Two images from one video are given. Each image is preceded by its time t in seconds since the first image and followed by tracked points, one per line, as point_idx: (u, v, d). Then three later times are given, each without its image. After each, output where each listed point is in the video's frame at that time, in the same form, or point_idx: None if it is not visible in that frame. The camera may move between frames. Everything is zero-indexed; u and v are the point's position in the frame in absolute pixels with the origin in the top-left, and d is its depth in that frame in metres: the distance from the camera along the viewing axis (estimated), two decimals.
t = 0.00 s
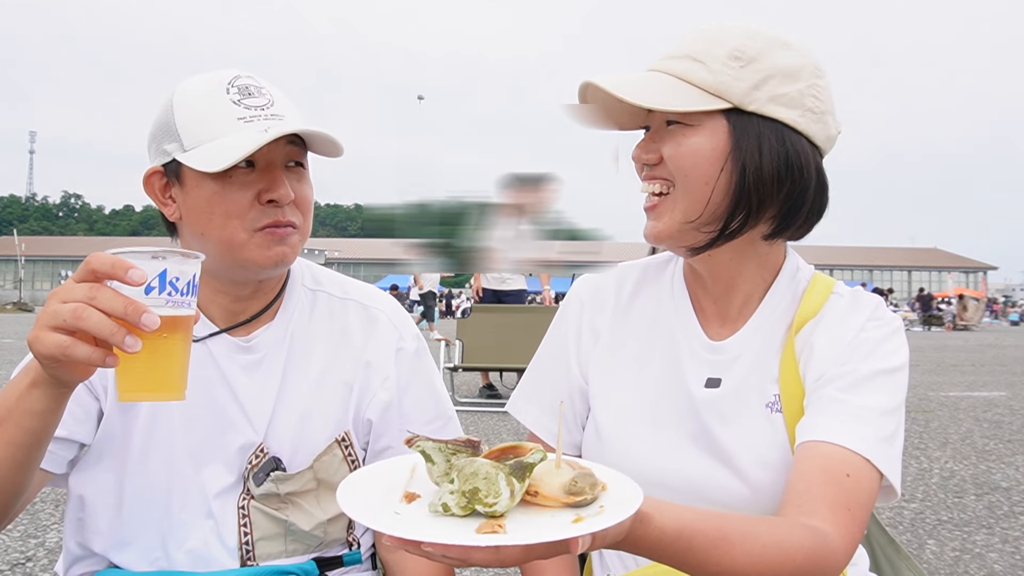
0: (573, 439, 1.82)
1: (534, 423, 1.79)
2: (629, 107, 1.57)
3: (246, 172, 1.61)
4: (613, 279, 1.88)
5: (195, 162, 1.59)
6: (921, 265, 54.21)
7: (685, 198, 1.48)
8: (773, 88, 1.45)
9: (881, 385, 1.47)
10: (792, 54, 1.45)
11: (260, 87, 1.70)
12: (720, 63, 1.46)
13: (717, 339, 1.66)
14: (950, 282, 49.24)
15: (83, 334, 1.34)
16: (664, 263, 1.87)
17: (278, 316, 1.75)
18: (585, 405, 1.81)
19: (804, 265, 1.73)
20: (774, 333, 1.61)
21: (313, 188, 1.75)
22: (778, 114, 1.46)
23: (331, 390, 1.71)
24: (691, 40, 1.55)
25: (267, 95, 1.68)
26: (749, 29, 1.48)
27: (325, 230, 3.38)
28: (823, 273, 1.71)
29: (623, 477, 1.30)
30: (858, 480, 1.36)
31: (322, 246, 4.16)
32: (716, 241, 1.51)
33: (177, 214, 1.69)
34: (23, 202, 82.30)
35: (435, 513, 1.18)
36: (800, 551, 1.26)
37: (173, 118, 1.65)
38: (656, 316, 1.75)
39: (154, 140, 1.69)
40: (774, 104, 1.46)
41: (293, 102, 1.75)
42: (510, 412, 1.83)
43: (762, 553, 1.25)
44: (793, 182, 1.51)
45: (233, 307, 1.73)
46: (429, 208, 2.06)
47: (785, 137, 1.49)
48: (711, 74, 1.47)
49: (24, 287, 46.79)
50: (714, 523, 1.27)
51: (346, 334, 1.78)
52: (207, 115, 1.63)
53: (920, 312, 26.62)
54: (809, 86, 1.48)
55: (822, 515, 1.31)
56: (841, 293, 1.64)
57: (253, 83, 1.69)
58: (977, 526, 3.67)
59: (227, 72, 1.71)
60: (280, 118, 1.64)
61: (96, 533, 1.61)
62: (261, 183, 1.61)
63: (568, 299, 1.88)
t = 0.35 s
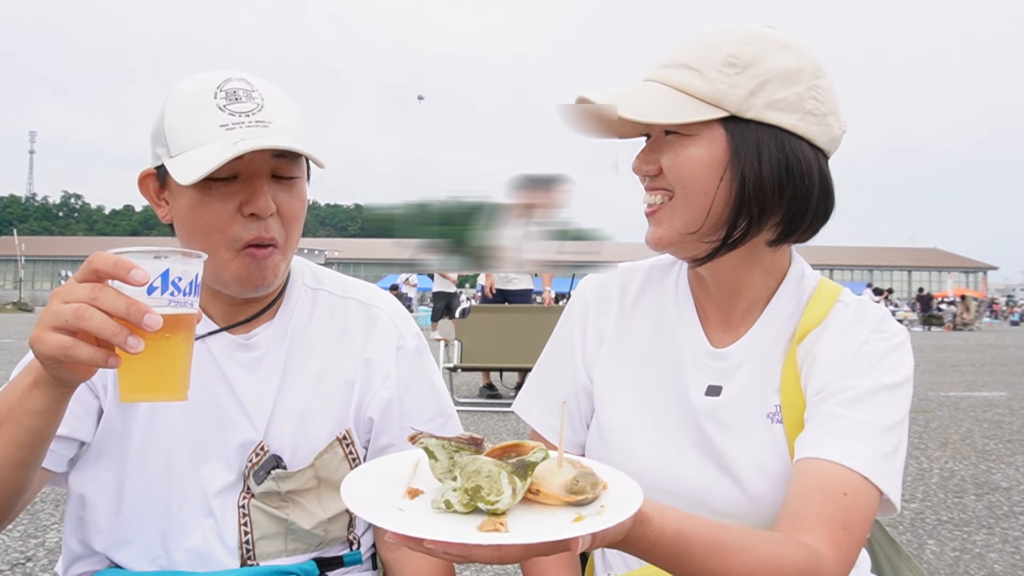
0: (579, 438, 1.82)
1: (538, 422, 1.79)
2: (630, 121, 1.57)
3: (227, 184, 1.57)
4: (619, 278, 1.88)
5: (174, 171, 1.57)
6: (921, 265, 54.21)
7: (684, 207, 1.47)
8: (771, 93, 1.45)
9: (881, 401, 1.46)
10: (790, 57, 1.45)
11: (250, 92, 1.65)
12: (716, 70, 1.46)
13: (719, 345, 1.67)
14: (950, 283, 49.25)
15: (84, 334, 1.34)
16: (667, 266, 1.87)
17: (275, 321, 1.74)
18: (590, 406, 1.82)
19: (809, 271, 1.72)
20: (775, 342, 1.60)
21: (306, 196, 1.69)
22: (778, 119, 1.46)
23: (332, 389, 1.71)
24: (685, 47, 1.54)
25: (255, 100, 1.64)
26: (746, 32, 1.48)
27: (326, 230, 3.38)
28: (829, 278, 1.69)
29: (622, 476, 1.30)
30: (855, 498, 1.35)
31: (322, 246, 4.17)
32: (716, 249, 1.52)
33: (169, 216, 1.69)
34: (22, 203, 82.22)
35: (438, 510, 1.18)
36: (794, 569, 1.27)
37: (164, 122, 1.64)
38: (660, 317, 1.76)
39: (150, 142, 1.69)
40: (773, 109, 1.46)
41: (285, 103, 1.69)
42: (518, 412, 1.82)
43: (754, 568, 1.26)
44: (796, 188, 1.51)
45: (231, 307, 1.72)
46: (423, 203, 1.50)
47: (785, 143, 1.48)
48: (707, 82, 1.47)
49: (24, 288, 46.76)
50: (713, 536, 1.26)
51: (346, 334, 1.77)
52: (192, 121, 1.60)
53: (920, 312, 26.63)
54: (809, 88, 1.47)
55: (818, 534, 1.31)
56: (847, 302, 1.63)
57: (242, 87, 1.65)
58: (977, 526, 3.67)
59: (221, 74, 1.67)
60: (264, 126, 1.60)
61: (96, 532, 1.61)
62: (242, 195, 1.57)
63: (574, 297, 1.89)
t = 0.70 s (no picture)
0: (577, 438, 1.84)
1: (538, 422, 1.82)
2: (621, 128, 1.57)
3: (201, 198, 1.54)
4: (616, 278, 1.86)
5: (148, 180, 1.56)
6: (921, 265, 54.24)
7: (681, 219, 1.47)
8: (767, 100, 1.44)
9: (888, 428, 1.45)
10: (788, 61, 1.44)
11: (229, 100, 1.60)
12: (709, 77, 1.46)
13: (715, 357, 1.66)
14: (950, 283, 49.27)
15: (75, 341, 1.33)
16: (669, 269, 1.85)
17: (276, 315, 1.73)
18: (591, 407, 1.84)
19: (808, 281, 1.70)
20: (773, 357, 1.59)
21: (289, 204, 1.63)
22: (773, 128, 1.45)
23: (331, 388, 1.70)
24: (680, 51, 1.54)
25: (233, 110, 1.59)
26: (743, 36, 1.47)
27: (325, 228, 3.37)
28: (830, 288, 1.68)
29: (650, 477, 1.31)
30: (866, 536, 1.35)
31: (321, 245, 4.16)
32: (713, 266, 1.51)
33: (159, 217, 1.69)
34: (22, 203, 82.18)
35: (464, 514, 1.17)
36: None
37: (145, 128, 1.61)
38: (659, 317, 1.76)
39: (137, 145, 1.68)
40: (768, 117, 1.45)
41: (267, 113, 1.64)
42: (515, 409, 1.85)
43: None
44: (794, 198, 1.50)
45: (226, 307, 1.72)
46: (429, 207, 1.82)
47: (782, 152, 1.47)
48: (699, 90, 1.47)
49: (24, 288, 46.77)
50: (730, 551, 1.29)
51: (345, 332, 1.77)
52: (168, 131, 1.58)
53: (920, 312, 26.63)
54: (807, 94, 1.45)
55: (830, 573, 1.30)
56: (846, 316, 1.60)
57: (221, 96, 1.59)
58: (977, 526, 3.67)
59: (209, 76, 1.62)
60: (237, 141, 1.56)
61: (96, 531, 1.61)
62: (214, 207, 1.54)
63: (572, 296, 1.88)
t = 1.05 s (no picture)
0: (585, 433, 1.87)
1: (544, 416, 1.85)
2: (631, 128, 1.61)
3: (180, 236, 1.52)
4: (631, 279, 1.90)
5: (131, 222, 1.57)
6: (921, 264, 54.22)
7: (693, 224, 1.49)
8: (784, 105, 1.45)
9: (903, 424, 1.45)
10: (804, 65, 1.45)
11: (202, 142, 1.56)
12: (724, 81, 1.47)
13: (729, 359, 1.69)
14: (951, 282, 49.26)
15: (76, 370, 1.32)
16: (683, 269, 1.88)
17: (275, 318, 1.75)
18: (597, 405, 1.88)
19: (825, 283, 1.71)
20: (786, 361, 1.61)
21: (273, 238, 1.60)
22: (787, 133, 1.46)
23: (330, 388, 1.72)
24: (694, 53, 1.55)
25: (207, 154, 1.56)
26: (758, 40, 1.48)
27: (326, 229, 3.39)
28: (845, 289, 1.69)
29: (642, 467, 1.32)
30: (884, 533, 1.33)
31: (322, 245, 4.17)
32: (728, 272, 1.53)
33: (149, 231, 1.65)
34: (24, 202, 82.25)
35: (455, 508, 1.19)
36: None
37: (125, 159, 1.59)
38: (670, 321, 1.79)
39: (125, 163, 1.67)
40: (784, 122, 1.46)
41: (244, 148, 1.59)
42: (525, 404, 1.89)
43: None
44: (811, 204, 1.51)
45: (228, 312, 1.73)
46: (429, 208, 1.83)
47: (798, 158, 1.48)
48: (714, 94, 1.47)
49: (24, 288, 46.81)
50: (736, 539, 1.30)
51: (344, 332, 1.79)
52: (146, 171, 1.56)
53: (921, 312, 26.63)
54: (825, 98, 1.46)
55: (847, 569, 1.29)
56: (862, 316, 1.61)
57: (194, 137, 1.55)
58: (976, 526, 3.68)
59: (192, 97, 1.58)
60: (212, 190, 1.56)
61: (95, 534, 1.64)
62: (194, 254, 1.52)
63: (586, 295, 1.94)
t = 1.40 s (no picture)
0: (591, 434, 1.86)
1: (549, 418, 1.84)
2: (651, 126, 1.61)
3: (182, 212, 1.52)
4: (638, 279, 1.87)
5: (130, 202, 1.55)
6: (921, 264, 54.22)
7: (715, 223, 1.47)
8: (808, 104, 1.45)
9: (921, 416, 1.47)
10: (828, 64, 1.45)
11: (202, 114, 1.57)
12: (749, 80, 1.46)
13: (743, 359, 1.68)
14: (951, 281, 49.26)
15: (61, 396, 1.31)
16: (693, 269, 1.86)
17: (274, 318, 1.75)
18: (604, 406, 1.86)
19: (838, 281, 1.72)
20: (802, 356, 1.62)
21: (274, 217, 1.60)
22: (812, 131, 1.45)
23: (329, 391, 1.71)
24: (716, 52, 1.54)
25: (207, 127, 1.58)
26: (781, 39, 1.48)
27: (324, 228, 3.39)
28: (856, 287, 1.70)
29: (666, 466, 1.31)
30: (908, 521, 1.34)
31: (321, 245, 4.17)
32: (751, 268, 1.51)
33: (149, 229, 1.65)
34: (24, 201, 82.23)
35: (478, 510, 1.18)
36: None
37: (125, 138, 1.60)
38: (681, 324, 1.77)
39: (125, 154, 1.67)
40: (808, 120, 1.45)
41: (244, 123, 1.61)
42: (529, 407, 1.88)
43: None
44: (834, 204, 1.50)
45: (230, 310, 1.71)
46: (431, 209, 2.02)
47: (823, 156, 1.48)
48: (739, 92, 1.47)
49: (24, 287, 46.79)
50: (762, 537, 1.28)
51: (344, 334, 1.78)
52: (145, 146, 1.57)
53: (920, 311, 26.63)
54: (848, 97, 1.47)
55: (875, 560, 1.29)
56: (875, 313, 1.63)
57: (194, 111, 1.56)
58: (977, 526, 3.68)
59: (192, 77, 1.60)
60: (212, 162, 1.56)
61: (95, 537, 1.63)
62: (197, 227, 1.52)
63: (592, 296, 1.90)
